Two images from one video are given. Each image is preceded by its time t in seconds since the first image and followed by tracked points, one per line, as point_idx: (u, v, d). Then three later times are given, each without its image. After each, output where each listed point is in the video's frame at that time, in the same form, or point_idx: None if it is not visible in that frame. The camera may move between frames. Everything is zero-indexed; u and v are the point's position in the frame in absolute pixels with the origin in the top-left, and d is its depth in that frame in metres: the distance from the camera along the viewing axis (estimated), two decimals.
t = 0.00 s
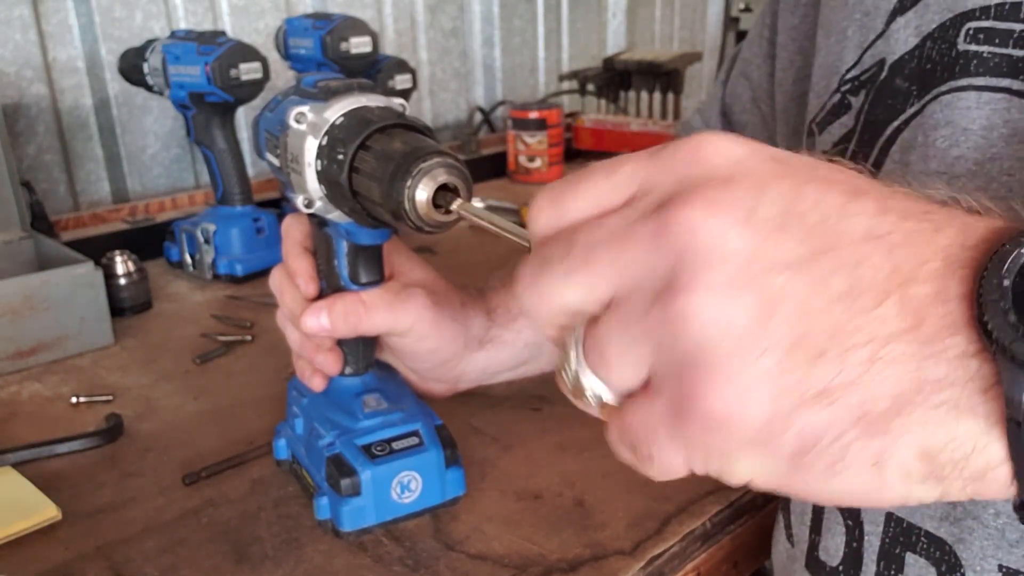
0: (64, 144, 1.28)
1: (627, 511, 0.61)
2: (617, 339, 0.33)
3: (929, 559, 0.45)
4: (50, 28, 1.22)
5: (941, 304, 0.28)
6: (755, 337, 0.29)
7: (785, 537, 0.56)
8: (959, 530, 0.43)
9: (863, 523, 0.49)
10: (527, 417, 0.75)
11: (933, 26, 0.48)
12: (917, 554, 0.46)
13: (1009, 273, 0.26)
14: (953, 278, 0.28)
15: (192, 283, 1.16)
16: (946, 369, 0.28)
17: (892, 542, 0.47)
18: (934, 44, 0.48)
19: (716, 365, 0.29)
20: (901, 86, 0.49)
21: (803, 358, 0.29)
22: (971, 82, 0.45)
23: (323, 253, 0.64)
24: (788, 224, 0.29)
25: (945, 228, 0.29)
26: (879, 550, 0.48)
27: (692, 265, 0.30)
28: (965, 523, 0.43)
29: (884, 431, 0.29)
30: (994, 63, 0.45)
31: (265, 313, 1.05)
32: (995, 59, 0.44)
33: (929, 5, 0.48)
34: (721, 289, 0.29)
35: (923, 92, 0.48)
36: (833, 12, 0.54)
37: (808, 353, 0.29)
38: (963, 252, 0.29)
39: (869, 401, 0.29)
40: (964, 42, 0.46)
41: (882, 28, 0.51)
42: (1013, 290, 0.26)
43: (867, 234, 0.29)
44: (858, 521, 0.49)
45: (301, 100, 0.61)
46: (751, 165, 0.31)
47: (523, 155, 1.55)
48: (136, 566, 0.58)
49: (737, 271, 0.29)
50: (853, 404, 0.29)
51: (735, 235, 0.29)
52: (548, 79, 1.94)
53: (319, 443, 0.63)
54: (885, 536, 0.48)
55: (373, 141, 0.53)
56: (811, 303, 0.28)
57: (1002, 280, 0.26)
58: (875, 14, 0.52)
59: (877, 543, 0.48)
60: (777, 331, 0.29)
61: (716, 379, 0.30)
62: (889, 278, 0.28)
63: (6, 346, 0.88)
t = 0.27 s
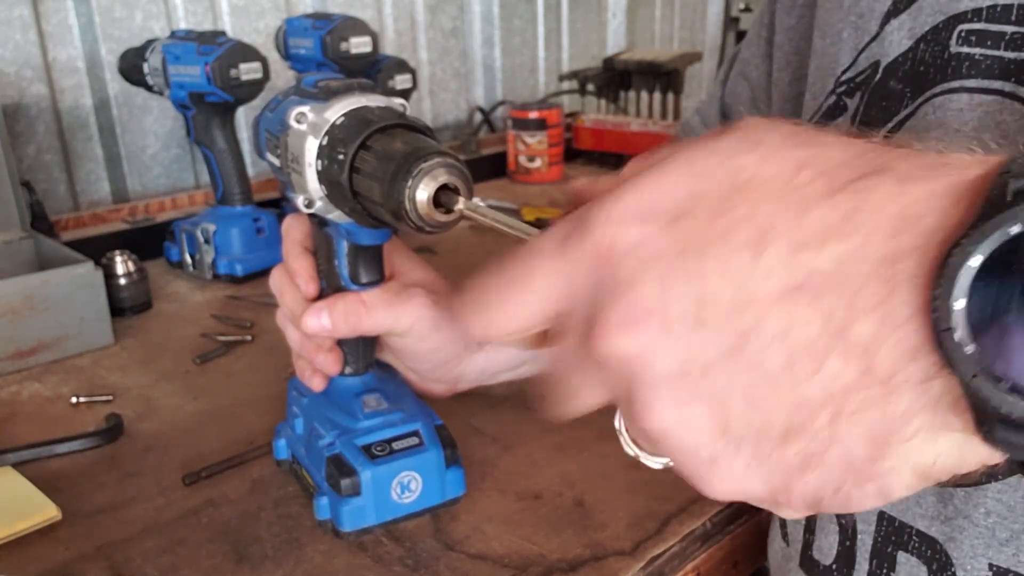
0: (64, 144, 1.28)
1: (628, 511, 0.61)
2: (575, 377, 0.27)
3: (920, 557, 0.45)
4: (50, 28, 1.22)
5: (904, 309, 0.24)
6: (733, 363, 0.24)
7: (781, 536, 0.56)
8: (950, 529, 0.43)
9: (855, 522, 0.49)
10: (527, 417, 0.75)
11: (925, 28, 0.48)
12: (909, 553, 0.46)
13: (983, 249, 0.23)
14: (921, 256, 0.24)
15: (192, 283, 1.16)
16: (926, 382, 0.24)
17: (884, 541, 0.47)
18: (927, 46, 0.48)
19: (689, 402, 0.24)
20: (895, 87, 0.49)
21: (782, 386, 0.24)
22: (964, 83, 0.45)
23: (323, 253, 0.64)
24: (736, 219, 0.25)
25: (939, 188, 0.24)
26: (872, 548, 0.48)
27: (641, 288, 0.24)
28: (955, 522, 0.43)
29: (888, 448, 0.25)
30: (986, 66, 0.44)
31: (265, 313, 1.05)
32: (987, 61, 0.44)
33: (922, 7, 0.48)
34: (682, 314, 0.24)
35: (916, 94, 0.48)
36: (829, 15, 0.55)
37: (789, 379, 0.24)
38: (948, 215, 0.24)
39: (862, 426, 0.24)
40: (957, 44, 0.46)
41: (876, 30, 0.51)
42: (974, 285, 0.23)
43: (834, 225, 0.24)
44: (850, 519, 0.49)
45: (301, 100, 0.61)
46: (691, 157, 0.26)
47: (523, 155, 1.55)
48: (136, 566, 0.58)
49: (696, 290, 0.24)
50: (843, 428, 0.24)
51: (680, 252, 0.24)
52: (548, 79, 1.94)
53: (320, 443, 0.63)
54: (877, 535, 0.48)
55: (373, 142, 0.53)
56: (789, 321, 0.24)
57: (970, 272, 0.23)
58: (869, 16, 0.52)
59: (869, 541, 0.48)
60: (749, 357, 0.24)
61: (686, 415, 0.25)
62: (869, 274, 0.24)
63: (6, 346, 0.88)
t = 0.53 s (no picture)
0: (64, 144, 1.28)
1: (628, 512, 0.61)
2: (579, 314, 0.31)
3: (910, 555, 0.45)
4: (50, 28, 1.22)
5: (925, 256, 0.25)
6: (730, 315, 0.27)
7: (774, 533, 0.56)
8: (940, 526, 0.43)
9: (847, 520, 0.49)
10: (527, 417, 0.75)
11: (919, 27, 0.48)
12: (899, 550, 0.46)
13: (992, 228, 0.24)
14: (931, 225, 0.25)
15: (192, 283, 1.16)
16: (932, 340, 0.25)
17: (875, 538, 0.47)
18: (920, 46, 0.48)
19: (692, 347, 0.27)
20: (888, 86, 0.49)
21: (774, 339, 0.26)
22: (956, 83, 0.45)
23: (323, 253, 0.64)
24: (744, 188, 0.27)
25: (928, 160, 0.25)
26: (862, 546, 0.48)
27: (654, 208, 0.27)
28: (946, 520, 0.43)
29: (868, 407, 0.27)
30: (978, 65, 0.44)
31: (265, 312, 1.05)
32: (979, 61, 0.44)
33: (916, 6, 0.48)
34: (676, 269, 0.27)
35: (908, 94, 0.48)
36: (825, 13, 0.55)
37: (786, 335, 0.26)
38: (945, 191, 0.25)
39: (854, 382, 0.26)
40: (950, 43, 0.46)
41: (871, 28, 0.51)
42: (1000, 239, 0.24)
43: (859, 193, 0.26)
44: (843, 517, 0.49)
45: (301, 100, 0.61)
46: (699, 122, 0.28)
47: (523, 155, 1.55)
48: (136, 566, 0.58)
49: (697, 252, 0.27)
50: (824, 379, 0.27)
51: (695, 210, 0.27)
52: (548, 79, 1.94)
53: (320, 443, 0.63)
54: (867, 532, 0.48)
55: (373, 141, 0.53)
56: (782, 288, 0.26)
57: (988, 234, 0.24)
58: (864, 14, 0.52)
59: (859, 538, 0.48)
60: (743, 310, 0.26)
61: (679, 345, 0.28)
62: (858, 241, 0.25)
63: (6, 346, 0.88)
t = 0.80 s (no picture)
0: (64, 144, 1.28)
1: (628, 511, 0.61)
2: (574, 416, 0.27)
3: (909, 558, 0.45)
4: (50, 28, 1.22)
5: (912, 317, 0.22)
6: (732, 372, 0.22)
7: (773, 535, 0.56)
8: (939, 530, 0.43)
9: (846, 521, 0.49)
10: (527, 417, 0.75)
11: (918, 27, 0.48)
12: (898, 553, 0.46)
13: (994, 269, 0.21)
14: (915, 302, 0.22)
15: (192, 283, 1.16)
16: (932, 416, 0.22)
17: (874, 540, 0.47)
18: (919, 46, 0.48)
19: (701, 489, 0.24)
20: (887, 87, 0.49)
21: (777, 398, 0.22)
22: (956, 83, 0.45)
23: (323, 253, 0.64)
24: (713, 323, 0.22)
25: (893, 232, 0.22)
26: (861, 549, 0.48)
27: (638, 350, 0.23)
28: (944, 524, 0.43)
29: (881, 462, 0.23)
30: (978, 66, 0.45)
31: (265, 312, 1.05)
32: (978, 61, 0.44)
33: (915, 6, 0.48)
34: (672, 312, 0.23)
35: (908, 93, 0.48)
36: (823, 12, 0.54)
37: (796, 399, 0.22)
38: (917, 270, 0.22)
39: (866, 451, 0.23)
40: (949, 44, 0.46)
41: (869, 28, 0.51)
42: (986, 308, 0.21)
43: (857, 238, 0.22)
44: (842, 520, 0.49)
45: (301, 99, 0.61)
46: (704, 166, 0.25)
47: (523, 155, 1.55)
48: (136, 566, 0.58)
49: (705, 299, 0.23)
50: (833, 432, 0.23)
51: (674, 346, 0.23)
52: (548, 79, 1.94)
53: (320, 443, 0.63)
54: (866, 534, 0.48)
55: (373, 140, 0.53)
56: (805, 342, 0.22)
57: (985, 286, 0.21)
58: (862, 14, 0.52)
59: (858, 541, 0.48)
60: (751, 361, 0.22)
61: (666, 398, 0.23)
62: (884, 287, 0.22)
63: (6, 346, 0.88)
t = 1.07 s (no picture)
0: (63, 144, 1.28)
1: (628, 511, 0.61)
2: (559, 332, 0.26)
3: (910, 562, 0.45)
4: (50, 28, 1.22)
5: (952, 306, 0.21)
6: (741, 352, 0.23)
7: (774, 537, 0.56)
8: (941, 534, 0.43)
9: (847, 525, 0.49)
10: (527, 417, 0.75)
11: (920, 29, 0.48)
12: (899, 557, 0.46)
13: None
14: (961, 273, 0.21)
15: (192, 283, 1.16)
16: (963, 388, 0.21)
17: (875, 544, 0.47)
18: (921, 48, 0.48)
19: (690, 383, 0.24)
20: (889, 89, 0.49)
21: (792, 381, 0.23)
22: (959, 86, 0.45)
23: (323, 254, 0.64)
24: (773, 222, 0.22)
25: (971, 206, 0.22)
26: (862, 552, 0.48)
27: (682, 234, 0.23)
28: (947, 528, 0.43)
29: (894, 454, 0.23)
30: (981, 68, 0.45)
31: (265, 312, 1.05)
32: (982, 64, 0.44)
33: (917, 7, 0.48)
34: (696, 300, 0.23)
35: (910, 96, 0.48)
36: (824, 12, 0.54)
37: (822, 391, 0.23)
38: (965, 243, 0.21)
39: (879, 392, 0.22)
40: (952, 47, 0.46)
41: (871, 29, 0.51)
42: None
43: (911, 219, 0.22)
44: (843, 523, 0.49)
45: (301, 100, 0.61)
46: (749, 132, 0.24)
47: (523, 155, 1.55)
48: (136, 566, 0.58)
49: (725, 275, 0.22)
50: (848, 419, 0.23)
51: (719, 240, 0.23)
52: (548, 79, 1.94)
53: (320, 444, 0.63)
54: (868, 538, 0.48)
55: (374, 142, 0.53)
56: (856, 265, 0.22)
57: None
58: (863, 15, 0.52)
59: (860, 544, 0.48)
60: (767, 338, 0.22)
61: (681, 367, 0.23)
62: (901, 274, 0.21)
63: (6, 346, 0.88)
